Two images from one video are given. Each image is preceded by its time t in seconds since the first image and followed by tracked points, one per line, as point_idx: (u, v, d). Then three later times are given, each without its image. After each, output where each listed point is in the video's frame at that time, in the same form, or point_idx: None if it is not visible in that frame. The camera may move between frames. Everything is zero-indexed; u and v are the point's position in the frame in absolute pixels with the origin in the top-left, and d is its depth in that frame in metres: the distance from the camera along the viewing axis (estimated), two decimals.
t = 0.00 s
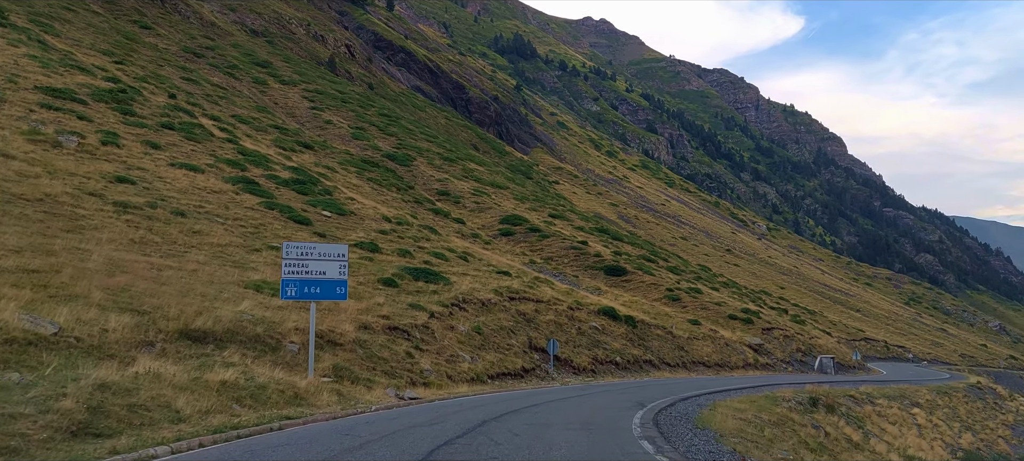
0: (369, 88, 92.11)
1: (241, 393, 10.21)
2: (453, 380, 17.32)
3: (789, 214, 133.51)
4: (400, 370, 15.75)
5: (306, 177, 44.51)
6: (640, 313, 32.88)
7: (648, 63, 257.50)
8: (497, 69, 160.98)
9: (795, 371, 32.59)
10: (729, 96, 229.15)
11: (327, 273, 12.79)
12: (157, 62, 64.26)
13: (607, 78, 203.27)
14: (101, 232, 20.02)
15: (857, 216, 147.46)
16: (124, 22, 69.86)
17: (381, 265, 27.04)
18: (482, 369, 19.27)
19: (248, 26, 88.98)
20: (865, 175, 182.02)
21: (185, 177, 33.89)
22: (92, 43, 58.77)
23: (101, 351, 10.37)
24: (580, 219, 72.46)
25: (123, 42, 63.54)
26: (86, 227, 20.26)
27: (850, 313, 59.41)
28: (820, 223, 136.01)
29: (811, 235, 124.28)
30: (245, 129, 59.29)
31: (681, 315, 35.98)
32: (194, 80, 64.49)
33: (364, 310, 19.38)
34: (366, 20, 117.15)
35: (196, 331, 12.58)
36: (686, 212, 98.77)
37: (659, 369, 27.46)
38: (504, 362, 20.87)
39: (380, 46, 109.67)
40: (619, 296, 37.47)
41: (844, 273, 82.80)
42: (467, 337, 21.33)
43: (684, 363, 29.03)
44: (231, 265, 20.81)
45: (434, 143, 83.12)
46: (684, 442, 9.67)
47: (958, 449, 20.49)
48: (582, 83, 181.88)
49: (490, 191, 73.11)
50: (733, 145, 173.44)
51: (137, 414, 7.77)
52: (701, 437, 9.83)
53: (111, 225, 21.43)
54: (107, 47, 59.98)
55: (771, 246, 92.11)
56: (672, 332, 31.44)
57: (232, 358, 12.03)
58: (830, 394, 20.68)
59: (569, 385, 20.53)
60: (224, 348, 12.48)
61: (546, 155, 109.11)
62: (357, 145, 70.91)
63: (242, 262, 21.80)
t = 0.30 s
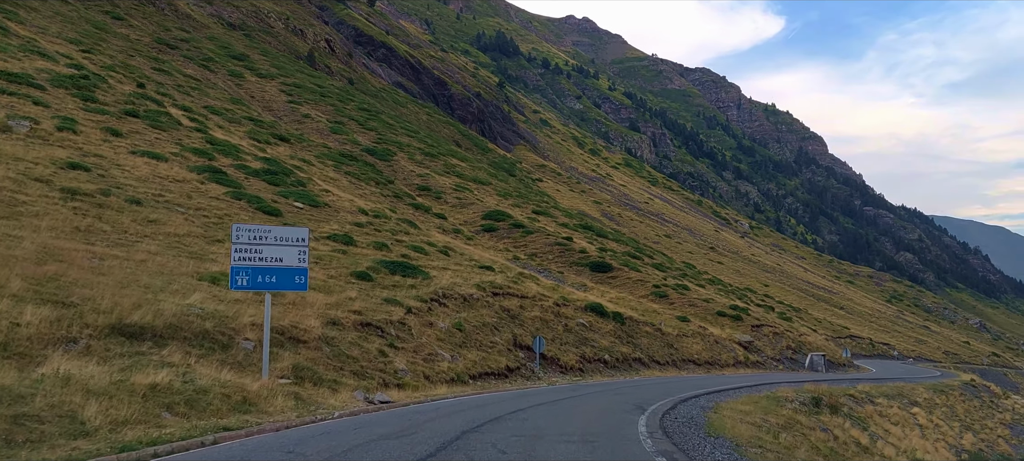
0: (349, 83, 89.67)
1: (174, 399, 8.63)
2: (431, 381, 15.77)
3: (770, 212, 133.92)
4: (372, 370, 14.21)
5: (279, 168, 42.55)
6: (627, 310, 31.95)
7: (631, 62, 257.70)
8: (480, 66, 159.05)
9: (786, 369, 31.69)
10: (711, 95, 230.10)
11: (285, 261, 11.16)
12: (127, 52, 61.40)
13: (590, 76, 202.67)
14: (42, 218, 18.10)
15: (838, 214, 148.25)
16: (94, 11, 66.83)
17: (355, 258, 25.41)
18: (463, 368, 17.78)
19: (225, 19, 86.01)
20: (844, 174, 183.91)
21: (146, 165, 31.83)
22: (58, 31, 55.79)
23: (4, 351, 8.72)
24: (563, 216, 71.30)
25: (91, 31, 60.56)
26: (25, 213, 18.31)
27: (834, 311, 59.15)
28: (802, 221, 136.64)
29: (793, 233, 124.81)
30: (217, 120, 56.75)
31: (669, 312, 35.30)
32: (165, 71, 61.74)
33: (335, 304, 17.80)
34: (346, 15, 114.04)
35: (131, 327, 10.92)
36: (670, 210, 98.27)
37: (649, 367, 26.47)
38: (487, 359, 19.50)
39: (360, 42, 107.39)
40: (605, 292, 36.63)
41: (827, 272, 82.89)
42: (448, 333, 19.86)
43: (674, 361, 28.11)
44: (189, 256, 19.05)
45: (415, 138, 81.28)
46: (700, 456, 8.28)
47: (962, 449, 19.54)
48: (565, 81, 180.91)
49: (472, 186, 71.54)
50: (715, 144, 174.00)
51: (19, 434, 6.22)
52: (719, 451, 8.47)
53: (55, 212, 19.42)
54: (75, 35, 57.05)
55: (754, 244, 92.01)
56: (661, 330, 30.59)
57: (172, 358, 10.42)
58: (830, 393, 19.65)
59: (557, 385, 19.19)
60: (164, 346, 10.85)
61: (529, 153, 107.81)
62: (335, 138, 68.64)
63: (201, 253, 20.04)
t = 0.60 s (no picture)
0: (326, 77, 86.72)
1: (76, 408, 7.08)
2: (403, 382, 14.21)
3: (750, 210, 134.45)
4: (335, 370, 12.65)
5: (246, 158, 40.47)
6: (612, 306, 31.29)
7: (611, 60, 257.71)
8: (460, 63, 156.85)
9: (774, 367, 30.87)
10: (690, 93, 231.07)
11: (227, 242, 9.62)
12: (92, 40, 58.30)
13: (570, 74, 201.78)
14: None
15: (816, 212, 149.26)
16: None
17: (324, 250, 23.79)
18: (440, 367, 16.27)
19: (199, 11, 82.48)
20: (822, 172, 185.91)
21: (100, 150, 29.69)
22: (21, 18, 52.43)
23: None
24: (544, 212, 70.15)
25: (56, 19, 57.26)
26: None
27: (815, 307, 59.03)
28: (780, 219, 137.35)
29: (772, 230, 125.42)
30: (185, 110, 54.06)
31: (654, 307, 34.70)
32: (132, 60, 58.77)
33: (297, 297, 16.18)
34: (323, 10, 110.68)
35: (41, 321, 9.26)
36: (650, 207, 97.79)
37: (635, 365, 25.46)
38: (466, 357, 18.05)
39: (338, 36, 104.58)
40: (589, 288, 36.01)
41: (806, 269, 83.12)
42: (423, 329, 18.36)
43: (661, 359, 27.22)
44: (136, 246, 17.24)
45: (393, 133, 79.25)
46: None
47: (965, 449, 18.60)
48: (545, 79, 179.74)
49: (451, 181, 69.89)
50: (695, 142, 174.56)
51: None
52: None
53: None
54: (38, 23, 53.78)
55: (734, 241, 91.96)
56: (647, 326, 29.76)
57: (87, 356, 8.82)
58: (829, 391, 18.59)
59: (542, 385, 17.85)
60: (81, 343, 9.24)
61: (509, 149, 106.39)
62: (311, 132, 66.17)
63: (151, 243, 18.23)
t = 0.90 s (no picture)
0: (298, 71, 83.29)
1: None
2: (368, 383, 12.63)
3: (725, 208, 134.95)
4: (287, 370, 11.02)
5: (206, 145, 38.32)
6: (594, 301, 30.40)
7: (587, 57, 257.56)
8: (435, 58, 154.19)
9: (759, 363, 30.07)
10: (667, 90, 232.20)
11: (143, 217, 8.16)
12: (49, 26, 54.80)
13: (547, 70, 200.68)
14: None
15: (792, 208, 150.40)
16: None
17: (285, 239, 22.12)
18: (409, 366, 14.73)
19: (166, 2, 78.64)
20: (796, 169, 188.17)
21: (43, 133, 27.42)
22: None
23: None
24: (522, 207, 68.78)
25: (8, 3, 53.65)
26: None
27: (793, 303, 58.96)
28: (756, 216, 138.27)
29: (748, 227, 126.21)
30: (147, 99, 50.84)
31: (636, 302, 33.96)
32: (92, 48, 55.39)
33: (249, 288, 14.49)
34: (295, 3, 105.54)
35: None
36: (628, 203, 97.27)
37: (619, 362, 24.26)
38: (440, 355, 16.54)
39: (311, 30, 100.47)
40: (569, 283, 35.18)
41: (783, 265, 83.42)
42: (392, 324, 16.80)
43: (645, 355, 26.16)
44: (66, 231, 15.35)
45: (367, 126, 76.90)
46: None
47: (965, 448, 17.69)
48: (522, 76, 178.18)
49: (426, 175, 67.99)
50: (671, 140, 175.16)
51: None
52: None
53: None
54: None
55: (711, 237, 92.01)
56: (630, 321, 28.71)
57: None
58: (824, 388, 17.57)
59: (521, 384, 16.49)
60: None
61: (486, 145, 104.76)
62: (282, 124, 63.40)
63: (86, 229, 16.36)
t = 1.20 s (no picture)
0: (267, 65, 79.65)
1: None
2: (321, 386, 11.03)
3: (697, 206, 135.67)
4: (221, 373, 9.39)
5: (157, 130, 35.79)
6: (571, 297, 29.57)
7: (560, 55, 257.04)
8: (407, 54, 151.13)
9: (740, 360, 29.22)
10: (639, 89, 233.42)
11: (18, 180, 7.38)
12: None
13: (520, 68, 199.22)
14: None
15: (763, 206, 151.73)
16: None
17: (236, 229, 20.33)
18: (372, 367, 13.14)
19: None
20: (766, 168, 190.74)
21: None
22: None
23: None
24: (496, 203, 67.37)
25: None
26: None
27: (766, 299, 58.87)
28: (728, 214, 139.21)
29: (720, 225, 127.03)
30: (100, 86, 47.14)
31: (614, 299, 33.18)
32: (45, 35, 51.25)
33: (186, 280, 12.75)
34: None
35: None
36: (601, 201, 96.61)
37: (598, 360, 23.04)
38: (406, 354, 14.99)
39: (280, 23, 95.76)
40: (544, 279, 34.34)
41: (755, 263, 83.81)
42: (353, 320, 15.20)
43: (624, 353, 24.99)
44: None
45: (336, 120, 74.05)
46: None
47: (960, 449, 16.81)
48: (495, 73, 176.28)
49: (397, 170, 65.99)
50: (644, 138, 175.68)
51: None
52: None
53: None
54: None
55: (684, 235, 92.04)
56: (608, 318, 27.51)
57: None
58: (815, 386, 16.57)
59: (496, 386, 15.02)
60: None
61: (459, 142, 102.69)
62: (248, 117, 60.08)
63: None
